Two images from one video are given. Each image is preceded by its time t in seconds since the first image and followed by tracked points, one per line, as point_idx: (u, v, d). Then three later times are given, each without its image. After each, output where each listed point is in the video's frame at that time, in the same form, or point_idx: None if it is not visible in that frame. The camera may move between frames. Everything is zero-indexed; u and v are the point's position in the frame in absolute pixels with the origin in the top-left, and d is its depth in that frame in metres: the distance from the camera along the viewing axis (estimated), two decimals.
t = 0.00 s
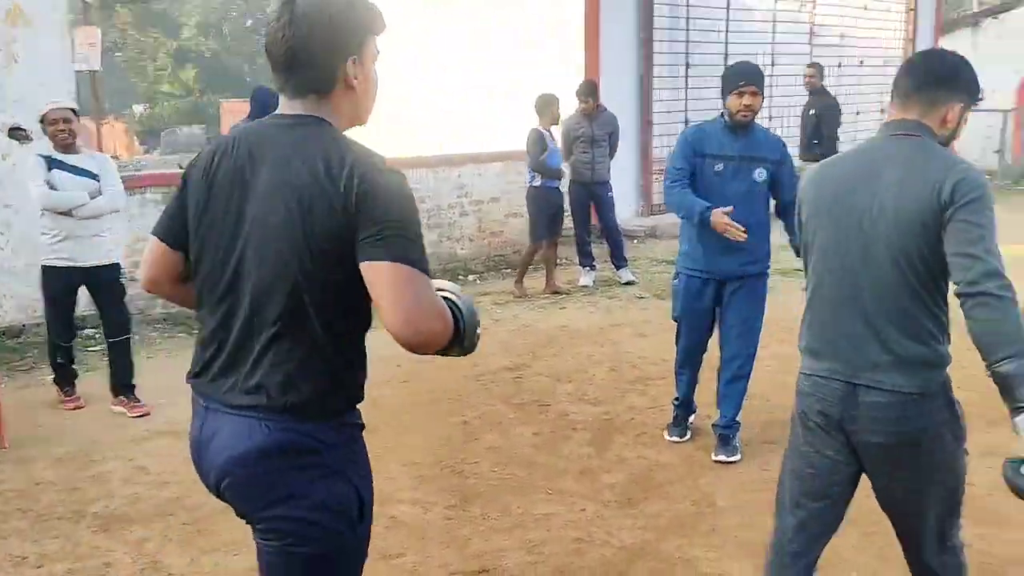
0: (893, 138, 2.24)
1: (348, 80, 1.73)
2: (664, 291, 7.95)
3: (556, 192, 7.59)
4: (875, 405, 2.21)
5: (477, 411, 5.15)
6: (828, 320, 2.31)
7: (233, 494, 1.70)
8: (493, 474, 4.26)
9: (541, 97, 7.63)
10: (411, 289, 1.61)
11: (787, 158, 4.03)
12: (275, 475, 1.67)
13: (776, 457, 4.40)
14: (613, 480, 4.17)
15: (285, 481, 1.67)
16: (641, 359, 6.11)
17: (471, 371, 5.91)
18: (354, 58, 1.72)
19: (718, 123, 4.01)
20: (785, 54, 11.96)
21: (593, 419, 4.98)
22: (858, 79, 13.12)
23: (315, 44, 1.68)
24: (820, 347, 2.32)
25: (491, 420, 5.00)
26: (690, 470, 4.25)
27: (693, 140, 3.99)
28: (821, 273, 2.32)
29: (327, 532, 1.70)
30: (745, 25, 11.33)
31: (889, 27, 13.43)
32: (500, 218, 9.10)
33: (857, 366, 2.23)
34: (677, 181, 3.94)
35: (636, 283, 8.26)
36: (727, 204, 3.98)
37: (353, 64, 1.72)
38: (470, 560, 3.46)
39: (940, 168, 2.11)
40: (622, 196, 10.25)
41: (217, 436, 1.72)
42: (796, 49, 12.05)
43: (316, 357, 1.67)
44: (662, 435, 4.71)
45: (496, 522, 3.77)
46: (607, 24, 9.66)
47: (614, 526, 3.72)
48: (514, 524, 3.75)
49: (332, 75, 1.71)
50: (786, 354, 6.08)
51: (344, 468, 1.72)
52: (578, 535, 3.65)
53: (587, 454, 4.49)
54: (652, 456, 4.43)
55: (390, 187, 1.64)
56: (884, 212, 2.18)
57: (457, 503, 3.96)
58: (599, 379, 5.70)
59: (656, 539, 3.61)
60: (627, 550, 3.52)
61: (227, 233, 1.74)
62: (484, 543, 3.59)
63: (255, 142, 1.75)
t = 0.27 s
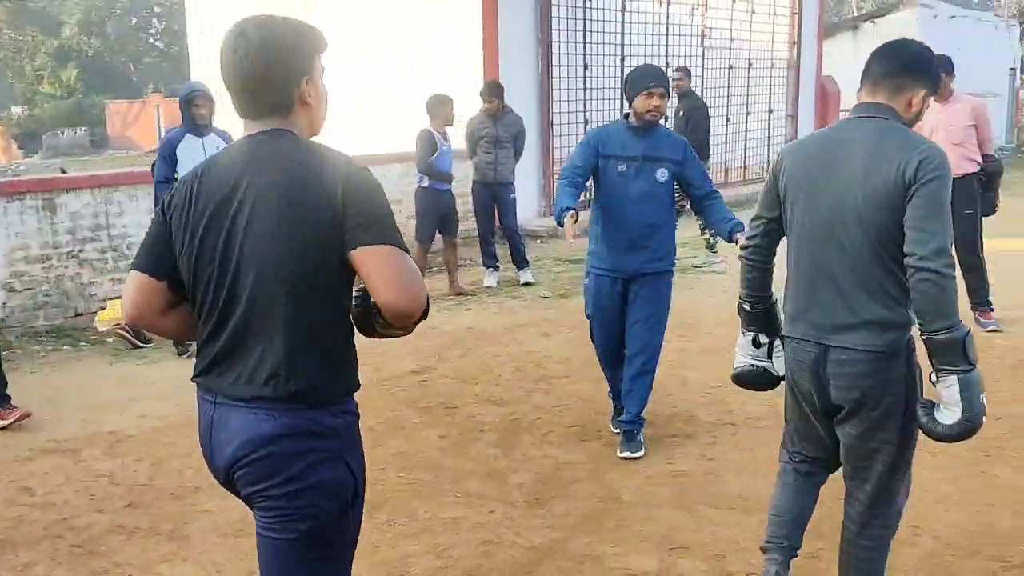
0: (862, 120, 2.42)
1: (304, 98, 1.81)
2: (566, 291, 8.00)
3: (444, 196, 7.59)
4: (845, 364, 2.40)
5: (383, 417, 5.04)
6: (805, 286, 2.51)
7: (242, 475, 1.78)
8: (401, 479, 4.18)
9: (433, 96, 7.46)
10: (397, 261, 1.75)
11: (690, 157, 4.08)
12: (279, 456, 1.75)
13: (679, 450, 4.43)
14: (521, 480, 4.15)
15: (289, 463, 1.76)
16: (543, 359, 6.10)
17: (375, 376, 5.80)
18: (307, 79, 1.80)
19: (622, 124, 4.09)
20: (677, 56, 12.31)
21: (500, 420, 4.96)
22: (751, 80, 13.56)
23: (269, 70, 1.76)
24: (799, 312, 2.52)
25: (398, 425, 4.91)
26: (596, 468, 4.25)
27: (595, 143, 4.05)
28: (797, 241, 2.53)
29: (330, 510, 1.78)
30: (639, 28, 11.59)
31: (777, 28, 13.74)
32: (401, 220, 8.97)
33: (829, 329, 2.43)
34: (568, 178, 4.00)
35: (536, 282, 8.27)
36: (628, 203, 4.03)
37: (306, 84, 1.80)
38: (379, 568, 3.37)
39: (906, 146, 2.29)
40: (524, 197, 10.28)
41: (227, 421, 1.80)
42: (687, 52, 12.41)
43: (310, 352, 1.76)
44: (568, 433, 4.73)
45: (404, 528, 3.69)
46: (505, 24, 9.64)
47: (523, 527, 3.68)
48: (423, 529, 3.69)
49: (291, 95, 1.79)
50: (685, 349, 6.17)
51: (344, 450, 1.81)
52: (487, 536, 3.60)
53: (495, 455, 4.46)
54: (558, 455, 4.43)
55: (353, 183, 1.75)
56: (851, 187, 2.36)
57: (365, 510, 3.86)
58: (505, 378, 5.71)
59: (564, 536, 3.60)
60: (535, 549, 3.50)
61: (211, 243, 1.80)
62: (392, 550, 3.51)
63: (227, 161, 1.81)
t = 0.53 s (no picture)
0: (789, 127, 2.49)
1: (254, 79, 1.88)
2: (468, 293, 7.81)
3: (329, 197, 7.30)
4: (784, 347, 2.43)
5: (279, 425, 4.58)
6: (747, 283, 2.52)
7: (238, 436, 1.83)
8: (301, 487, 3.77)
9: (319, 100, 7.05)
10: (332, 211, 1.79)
11: (590, 157, 4.06)
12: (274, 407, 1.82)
13: (582, 447, 4.13)
14: (426, 484, 3.78)
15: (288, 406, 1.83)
16: (439, 358, 5.76)
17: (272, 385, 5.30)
18: (256, 60, 1.88)
19: (518, 130, 4.03)
20: (572, 58, 12.56)
21: (402, 425, 4.52)
22: (643, 81, 13.92)
23: (218, 53, 1.83)
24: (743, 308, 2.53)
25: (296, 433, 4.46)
26: (501, 469, 3.91)
27: (493, 152, 3.99)
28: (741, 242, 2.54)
29: (332, 439, 1.90)
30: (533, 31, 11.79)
31: (666, 31, 14.14)
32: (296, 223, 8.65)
33: (775, 317, 2.45)
34: (469, 205, 4.03)
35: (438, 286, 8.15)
36: (532, 206, 3.96)
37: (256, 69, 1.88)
38: None
39: (840, 151, 2.36)
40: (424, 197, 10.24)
41: (208, 387, 1.83)
42: (581, 54, 12.68)
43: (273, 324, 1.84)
44: (470, 433, 4.35)
45: (306, 537, 3.32)
46: (398, 23, 9.52)
47: (427, 530, 3.35)
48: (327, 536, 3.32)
49: (241, 75, 1.86)
50: (588, 345, 5.94)
51: (327, 381, 1.91)
52: (393, 541, 3.27)
53: (399, 459, 4.07)
54: (462, 456, 4.07)
55: (293, 159, 1.80)
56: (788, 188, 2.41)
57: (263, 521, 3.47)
58: (407, 383, 5.24)
59: (470, 537, 3.28)
60: (444, 551, 3.19)
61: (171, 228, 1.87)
62: (294, 560, 3.14)
63: (179, 145, 1.87)
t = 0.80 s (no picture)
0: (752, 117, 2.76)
1: (271, 100, 2.05)
2: (410, 295, 7.67)
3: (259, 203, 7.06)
4: (762, 320, 2.72)
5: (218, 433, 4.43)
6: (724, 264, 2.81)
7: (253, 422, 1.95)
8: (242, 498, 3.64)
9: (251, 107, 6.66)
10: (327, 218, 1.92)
11: (543, 153, 4.10)
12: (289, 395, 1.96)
13: (526, 449, 4.10)
14: (371, 490, 3.69)
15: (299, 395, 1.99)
16: (380, 362, 5.66)
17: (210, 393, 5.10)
18: (273, 80, 2.04)
19: (474, 129, 4.05)
20: (510, 59, 12.63)
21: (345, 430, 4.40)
22: (582, 83, 14.03)
23: (239, 73, 1.98)
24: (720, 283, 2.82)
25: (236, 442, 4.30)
26: (445, 473, 3.86)
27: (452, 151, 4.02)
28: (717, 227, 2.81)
29: (325, 426, 2.05)
30: (471, 34, 11.85)
31: (605, 34, 14.26)
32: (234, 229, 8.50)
33: (754, 291, 2.74)
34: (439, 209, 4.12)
35: (378, 291, 7.91)
36: (492, 203, 3.99)
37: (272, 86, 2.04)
38: None
39: (801, 134, 2.64)
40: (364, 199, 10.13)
41: (222, 377, 1.94)
42: (520, 55, 12.75)
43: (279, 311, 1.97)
44: (417, 437, 4.29)
45: (246, 549, 3.21)
46: (335, 23, 9.43)
47: (372, 537, 3.28)
48: (267, 548, 3.22)
49: (259, 93, 2.02)
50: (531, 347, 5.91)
51: (321, 372, 2.06)
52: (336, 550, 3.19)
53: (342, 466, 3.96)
54: (406, 461, 3.99)
55: (304, 162, 1.95)
56: (755, 174, 2.69)
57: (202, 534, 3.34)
58: (349, 388, 5.12)
59: (416, 543, 3.22)
60: (387, 559, 3.12)
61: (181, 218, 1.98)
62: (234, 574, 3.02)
63: (197, 150, 1.99)
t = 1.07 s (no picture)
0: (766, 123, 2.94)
1: (304, 92, 2.28)
2: (380, 298, 7.60)
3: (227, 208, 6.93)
4: (779, 312, 2.89)
5: (185, 438, 4.36)
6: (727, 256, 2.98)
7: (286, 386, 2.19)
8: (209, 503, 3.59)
9: (215, 105, 6.60)
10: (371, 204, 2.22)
11: (548, 163, 4.16)
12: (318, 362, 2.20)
13: (497, 450, 4.10)
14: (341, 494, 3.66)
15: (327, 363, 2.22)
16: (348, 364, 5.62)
17: (177, 397, 5.01)
18: (309, 75, 2.28)
19: (483, 136, 4.08)
20: (479, 61, 12.63)
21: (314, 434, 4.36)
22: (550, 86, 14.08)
23: (280, 65, 2.21)
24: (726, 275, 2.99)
25: (203, 446, 4.23)
26: (415, 475, 3.84)
27: (460, 156, 4.06)
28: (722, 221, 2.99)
29: (347, 385, 2.28)
30: (439, 36, 11.83)
31: (572, 37, 14.31)
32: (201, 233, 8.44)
33: (768, 285, 2.90)
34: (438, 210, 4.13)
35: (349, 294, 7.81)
36: (497, 209, 4.01)
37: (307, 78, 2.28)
38: None
39: (813, 139, 2.83)
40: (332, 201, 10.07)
41: (261, 339, 2.16)
42: (488, 57, 12.76)
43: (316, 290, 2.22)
44: (387, 440, 4.27)
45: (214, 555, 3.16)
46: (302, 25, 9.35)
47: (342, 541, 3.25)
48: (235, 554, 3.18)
49: (295, 84, 2.24)
50: (502, 348, 5.90)
51: (340, 337, 2.29)
52: (306, 555, 3.16)
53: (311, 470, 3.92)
54: (376, 465, 3.96)
55: (344, 150, 2.22)
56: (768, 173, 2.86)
57: (169, 540, 3.29)
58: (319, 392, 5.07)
59: (387, 547, 3.21)
60: (358, 562, 3.10)
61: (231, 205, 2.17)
62: None
63: (240, 137, 2.19)
